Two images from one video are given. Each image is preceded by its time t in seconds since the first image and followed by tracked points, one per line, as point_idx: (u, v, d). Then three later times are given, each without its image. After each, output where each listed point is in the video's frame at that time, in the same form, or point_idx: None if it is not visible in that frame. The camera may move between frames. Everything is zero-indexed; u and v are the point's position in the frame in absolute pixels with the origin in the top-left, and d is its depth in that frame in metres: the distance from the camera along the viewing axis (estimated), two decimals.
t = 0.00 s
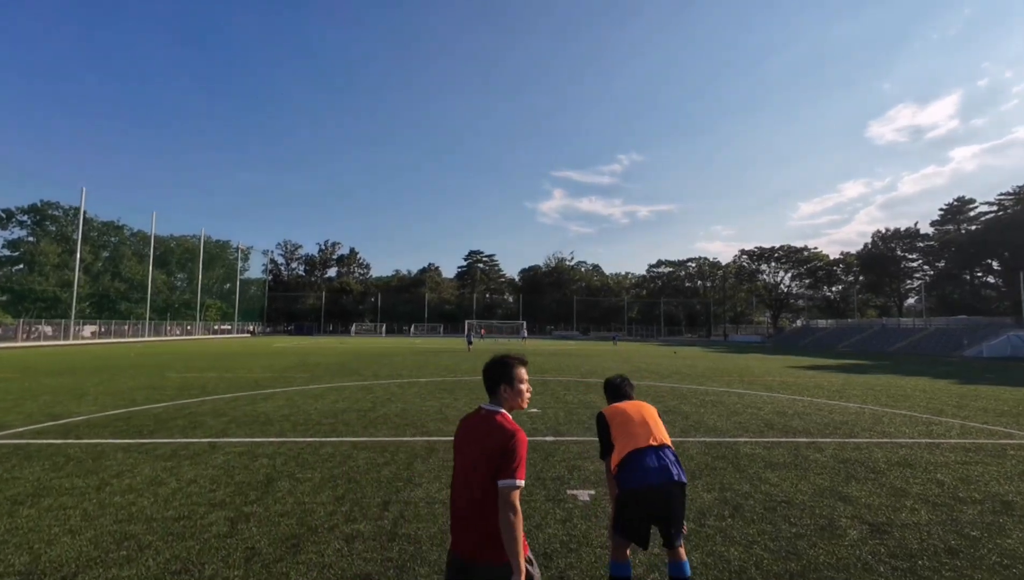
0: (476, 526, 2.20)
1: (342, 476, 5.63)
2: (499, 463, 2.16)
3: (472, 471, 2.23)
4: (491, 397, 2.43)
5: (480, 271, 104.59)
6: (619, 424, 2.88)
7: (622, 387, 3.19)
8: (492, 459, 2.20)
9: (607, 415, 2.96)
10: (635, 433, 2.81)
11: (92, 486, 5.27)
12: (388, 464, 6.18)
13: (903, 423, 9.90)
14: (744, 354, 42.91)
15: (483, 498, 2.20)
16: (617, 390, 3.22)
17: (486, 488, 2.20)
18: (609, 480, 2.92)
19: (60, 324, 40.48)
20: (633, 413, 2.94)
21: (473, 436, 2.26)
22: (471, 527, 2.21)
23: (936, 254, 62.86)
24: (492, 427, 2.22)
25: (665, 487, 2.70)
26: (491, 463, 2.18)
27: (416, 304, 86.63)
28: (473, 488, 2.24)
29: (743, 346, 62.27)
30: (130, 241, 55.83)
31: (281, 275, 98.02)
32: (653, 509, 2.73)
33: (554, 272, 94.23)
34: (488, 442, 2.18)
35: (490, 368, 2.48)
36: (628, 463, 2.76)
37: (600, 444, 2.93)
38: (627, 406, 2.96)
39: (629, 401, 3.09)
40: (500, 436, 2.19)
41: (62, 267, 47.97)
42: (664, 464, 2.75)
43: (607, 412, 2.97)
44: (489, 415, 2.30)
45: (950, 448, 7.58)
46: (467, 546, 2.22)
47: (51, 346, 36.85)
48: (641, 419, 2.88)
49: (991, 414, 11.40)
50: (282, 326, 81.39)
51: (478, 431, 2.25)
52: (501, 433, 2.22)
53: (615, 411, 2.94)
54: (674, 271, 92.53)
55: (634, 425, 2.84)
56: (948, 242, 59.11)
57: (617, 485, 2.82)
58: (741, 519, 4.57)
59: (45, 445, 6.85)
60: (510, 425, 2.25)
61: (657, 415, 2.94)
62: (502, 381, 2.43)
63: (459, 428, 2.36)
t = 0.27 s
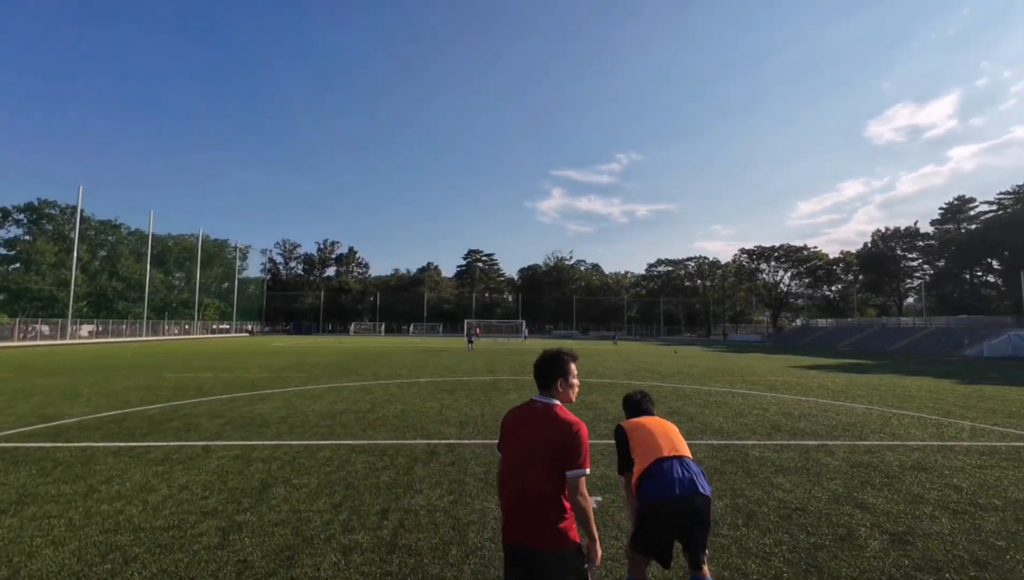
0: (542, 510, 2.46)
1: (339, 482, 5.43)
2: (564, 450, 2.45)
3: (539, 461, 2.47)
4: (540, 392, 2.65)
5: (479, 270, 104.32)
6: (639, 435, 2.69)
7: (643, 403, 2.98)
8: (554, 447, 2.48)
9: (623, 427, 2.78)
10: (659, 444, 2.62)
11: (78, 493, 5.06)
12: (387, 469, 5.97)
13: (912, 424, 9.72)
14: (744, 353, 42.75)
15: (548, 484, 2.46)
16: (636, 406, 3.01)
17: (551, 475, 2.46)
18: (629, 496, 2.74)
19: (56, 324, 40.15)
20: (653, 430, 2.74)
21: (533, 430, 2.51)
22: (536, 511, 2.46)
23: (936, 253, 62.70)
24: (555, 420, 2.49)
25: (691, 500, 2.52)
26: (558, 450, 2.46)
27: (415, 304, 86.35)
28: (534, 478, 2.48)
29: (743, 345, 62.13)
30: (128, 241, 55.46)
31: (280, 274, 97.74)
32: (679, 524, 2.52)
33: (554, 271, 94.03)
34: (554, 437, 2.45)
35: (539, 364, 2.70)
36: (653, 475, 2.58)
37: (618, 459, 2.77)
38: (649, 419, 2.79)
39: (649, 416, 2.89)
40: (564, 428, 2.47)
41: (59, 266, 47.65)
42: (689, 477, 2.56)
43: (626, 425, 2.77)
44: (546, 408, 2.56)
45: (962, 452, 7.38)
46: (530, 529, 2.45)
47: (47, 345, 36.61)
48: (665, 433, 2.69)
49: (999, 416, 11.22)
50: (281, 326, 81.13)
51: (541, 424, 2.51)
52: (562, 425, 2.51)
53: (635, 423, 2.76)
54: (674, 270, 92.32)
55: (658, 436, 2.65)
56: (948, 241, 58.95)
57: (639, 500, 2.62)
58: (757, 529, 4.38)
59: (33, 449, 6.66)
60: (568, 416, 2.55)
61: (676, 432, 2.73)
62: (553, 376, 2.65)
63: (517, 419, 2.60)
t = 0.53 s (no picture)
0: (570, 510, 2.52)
1: (333, 489, 5.24)
2: (595, 453, 2.52)
3: (567, 465, 2.53)
4: (561, 398, 2.69)
5: (478, 270, 104.13)
6: (655, 446, 2.54)
7: (654, 413, 2.83)
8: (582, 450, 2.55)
9: (637, 438, 2.65)
10: (675, 456, 2.47)
11: (64, 501, 4.88)
12: (384, 475, 5.79)
13: (918, 426, 9.56)
14: (744, 353, 42.62)
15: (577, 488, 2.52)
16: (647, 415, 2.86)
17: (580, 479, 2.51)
18: (642, 511, 2.58)
19: (53, 323, 39.88)
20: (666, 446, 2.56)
21: (561, 436, 2.55)
22: (565, 514, 2.51)
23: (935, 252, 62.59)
24: (583, 425, 2.55)
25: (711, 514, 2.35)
26: (587, 454, 2.53)
27: (414, 304, 86.12)
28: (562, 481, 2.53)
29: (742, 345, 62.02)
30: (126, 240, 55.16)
31: (278, 274, 97.49)
32: (697, 539, 2.34)
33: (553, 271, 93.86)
34: (584, 441, 2.51)
35: (559, 369, 2.72)
36: (668, 488, 2.42)
37: (630, 472, 2.61)
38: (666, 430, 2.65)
39: (663, 427, 2.74)
40: (593, 434, 2.53)
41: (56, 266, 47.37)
42: (708, 492, 2.39)
43: (640, 437, 2.63)
44: (572, 412, 2.62)
45: (974, 455, 7.21)
46: (557, 530, 2.51)
47: (44, 346, 36.38)
48: (683, 446, 2.54)
49: (1006, 418, 11.06)
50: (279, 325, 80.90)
51: (569, 429, 2.55)
52: (589, 429, 2.57)
53: (651, 433, 2.62)
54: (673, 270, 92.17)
55: (675, 448, 2.50)
56: (948, 241, 58.84)
57: (652, 515, 2.46)
58: (769, 540, 4.20)
59: (19, 455, 6.46)
60: (594, 421, 2.62)
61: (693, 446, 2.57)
62: (575, 382, 2.69)
63: (538, 424, 2.63)
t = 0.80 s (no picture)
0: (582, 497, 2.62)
1: (323, 497, 5.01)
2: (602, 439, 2.61)
3: (575, 452, 2.63)
4: (573, 389, 2.83)
5: (477, 270, 103.90)
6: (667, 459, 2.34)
7: (666, 420, 2.74)
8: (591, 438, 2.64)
9: (647, 450, 2.47)
10: (689, 468, 2.26)
11: (40, 511, 4.65)
12: (377, 481, 5.55)
13: (926, 428, 9.34)
14: (742, 353, 42.51)
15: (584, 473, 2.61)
16: (658, 421, 2.76)
17: (587, 465, 2.61)
18: (657, 530, 2.38)
19: (48, 324, 39.57)
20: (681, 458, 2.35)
21: (570, 423, 2.67)
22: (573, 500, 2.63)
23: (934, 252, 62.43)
24: (591, 414, 2.66)
25: (732, 531, 2.12)
26: (595, 440, 2.62)
27: (413, 304, 85.79)
28: (569, 467, 2.64)
29: (742, 345, 61.85)
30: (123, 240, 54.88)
31: (276, 275, 97.27)
32: (718, 558, 2.10)
33: (552, 271, 93.63)
34: (591, 429, 2.62)
35: (571, 361, 2.86)
36: (684, 503, 2.20)
37: (642, 487, 2.44)
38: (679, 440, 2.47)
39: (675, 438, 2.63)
40: (600, 421, 2.64)
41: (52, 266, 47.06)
42: (728, 508, 2.18)
43: (650, 448, 2.45)
44: (580, 402, 2.73)
45: (985, 459, 7.00)
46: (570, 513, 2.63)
47: (39, 347, 36.13)
48: (698, 455, 2.35)
49: (1013, 420, 10.84)
50: (277, 325, 80.61)
51: (577, 417, 2.67)
52: (600, 416, 2.67)
53: (661, 443, 2.44)
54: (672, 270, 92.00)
55: (688, 460, 2.31)
56: (947, 240, 58.69)
57: (667, 533, 2.25)
58: (783, 553, 3.99)
59: None
60: (604, 410, 2.69)
61: (712, 459, 2.37)
62: (586, 374, 2.80)
63: (548, 412, 2.78)
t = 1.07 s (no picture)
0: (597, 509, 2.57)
1: (314, 511, 4.75)
2: (622, 452, 2.53)
3: (594, 463, 2.57)
4: (595, 398, 2.72)
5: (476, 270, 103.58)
6: (688, 483, 2.17)
7: (689, 436, 2.59)
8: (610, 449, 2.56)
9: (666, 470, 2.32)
10: (719, 494, 2.08)
11: (14, 527, 4.39)
12: (372, 492, 5.29)
13: (936, 433, 9.11)
14: (743, 354, 42.23)
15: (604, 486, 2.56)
16: (677, 435, 2.62)
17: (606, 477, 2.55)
18: (679, 558, 2.22)
19: (45, 325, 39.28)
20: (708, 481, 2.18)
21: (589, 435, 2.60)
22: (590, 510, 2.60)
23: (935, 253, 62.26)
24: (612, 426, 2.57)
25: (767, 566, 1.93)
26: (615, 452, 2.53)
27: (412, 305, 85.49)
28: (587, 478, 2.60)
29: (741, 346, 61.65)
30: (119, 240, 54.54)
31: (275, 275, 96.95)
32: None
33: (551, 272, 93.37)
34: (610, 441, 2.54)
35: (593, 368, 2.76)
36: (710, 533, 2.03)
37: (663, 512, 2.27)
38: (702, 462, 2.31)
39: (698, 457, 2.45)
40: (621, 433, 2.54)
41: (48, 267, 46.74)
42: (762, 539, 1.99)
43: (672, 469, 2.28)
44: (602, 413, 2.64)
45: (1003, 467, 6.76)
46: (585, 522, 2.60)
47: (35, 348, 35.85)
48: (725, 479, 2.17)
49: None
50: (275, 326, 80.24)
51: (597, 428, 2.59)
52: (619, 429, 2.58)
53: (684, 464, 2.29)
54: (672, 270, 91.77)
55: (716, 482, 2.13)
56: (947, 241, 58.51)
57: (692, 565, 2.08)
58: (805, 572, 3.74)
59: None
60: (624, 422, 2.60)
61: (741, 480, 2.19)
62: (609, 382, 2.69)
63: (570, 420, 2.73)
